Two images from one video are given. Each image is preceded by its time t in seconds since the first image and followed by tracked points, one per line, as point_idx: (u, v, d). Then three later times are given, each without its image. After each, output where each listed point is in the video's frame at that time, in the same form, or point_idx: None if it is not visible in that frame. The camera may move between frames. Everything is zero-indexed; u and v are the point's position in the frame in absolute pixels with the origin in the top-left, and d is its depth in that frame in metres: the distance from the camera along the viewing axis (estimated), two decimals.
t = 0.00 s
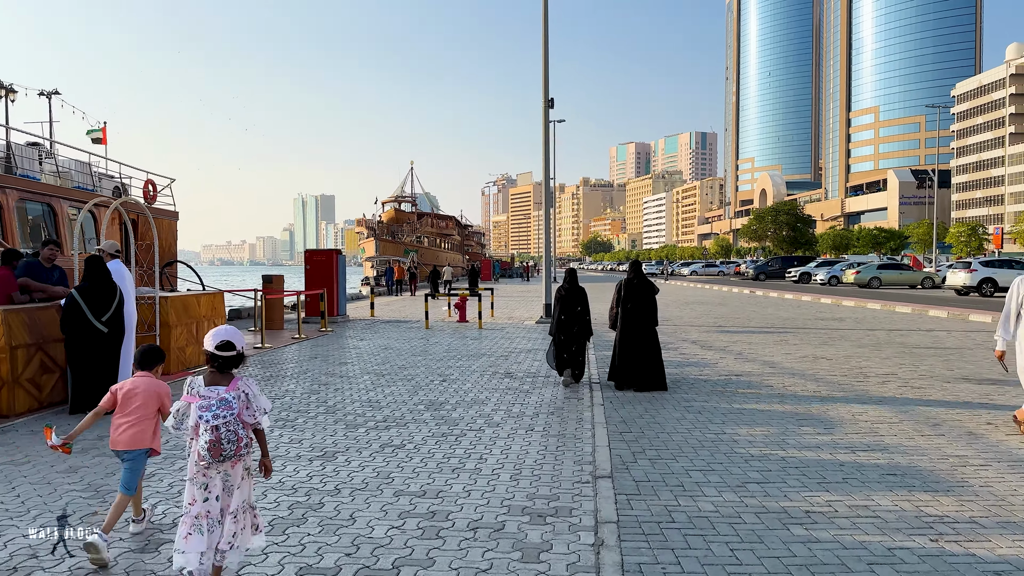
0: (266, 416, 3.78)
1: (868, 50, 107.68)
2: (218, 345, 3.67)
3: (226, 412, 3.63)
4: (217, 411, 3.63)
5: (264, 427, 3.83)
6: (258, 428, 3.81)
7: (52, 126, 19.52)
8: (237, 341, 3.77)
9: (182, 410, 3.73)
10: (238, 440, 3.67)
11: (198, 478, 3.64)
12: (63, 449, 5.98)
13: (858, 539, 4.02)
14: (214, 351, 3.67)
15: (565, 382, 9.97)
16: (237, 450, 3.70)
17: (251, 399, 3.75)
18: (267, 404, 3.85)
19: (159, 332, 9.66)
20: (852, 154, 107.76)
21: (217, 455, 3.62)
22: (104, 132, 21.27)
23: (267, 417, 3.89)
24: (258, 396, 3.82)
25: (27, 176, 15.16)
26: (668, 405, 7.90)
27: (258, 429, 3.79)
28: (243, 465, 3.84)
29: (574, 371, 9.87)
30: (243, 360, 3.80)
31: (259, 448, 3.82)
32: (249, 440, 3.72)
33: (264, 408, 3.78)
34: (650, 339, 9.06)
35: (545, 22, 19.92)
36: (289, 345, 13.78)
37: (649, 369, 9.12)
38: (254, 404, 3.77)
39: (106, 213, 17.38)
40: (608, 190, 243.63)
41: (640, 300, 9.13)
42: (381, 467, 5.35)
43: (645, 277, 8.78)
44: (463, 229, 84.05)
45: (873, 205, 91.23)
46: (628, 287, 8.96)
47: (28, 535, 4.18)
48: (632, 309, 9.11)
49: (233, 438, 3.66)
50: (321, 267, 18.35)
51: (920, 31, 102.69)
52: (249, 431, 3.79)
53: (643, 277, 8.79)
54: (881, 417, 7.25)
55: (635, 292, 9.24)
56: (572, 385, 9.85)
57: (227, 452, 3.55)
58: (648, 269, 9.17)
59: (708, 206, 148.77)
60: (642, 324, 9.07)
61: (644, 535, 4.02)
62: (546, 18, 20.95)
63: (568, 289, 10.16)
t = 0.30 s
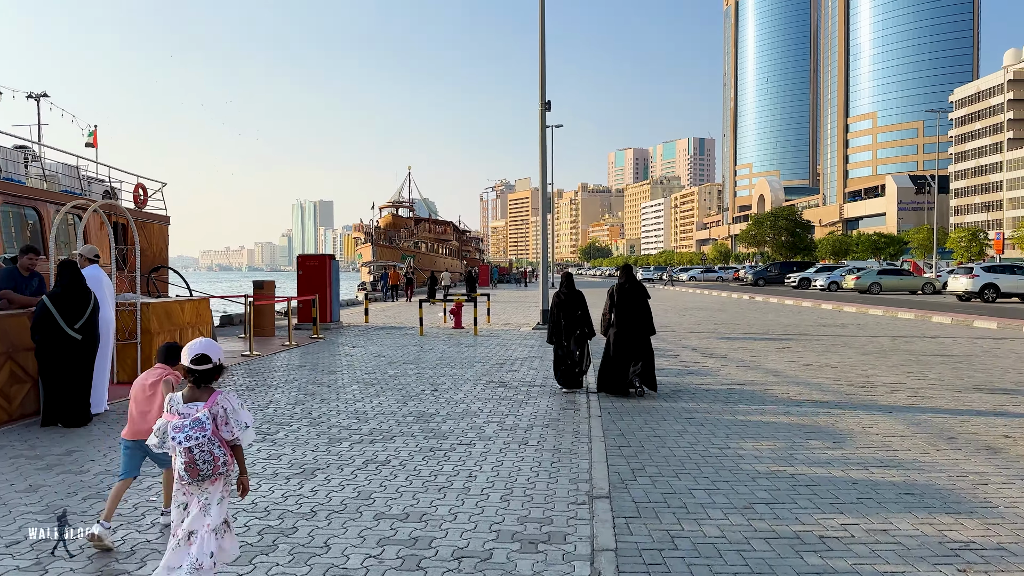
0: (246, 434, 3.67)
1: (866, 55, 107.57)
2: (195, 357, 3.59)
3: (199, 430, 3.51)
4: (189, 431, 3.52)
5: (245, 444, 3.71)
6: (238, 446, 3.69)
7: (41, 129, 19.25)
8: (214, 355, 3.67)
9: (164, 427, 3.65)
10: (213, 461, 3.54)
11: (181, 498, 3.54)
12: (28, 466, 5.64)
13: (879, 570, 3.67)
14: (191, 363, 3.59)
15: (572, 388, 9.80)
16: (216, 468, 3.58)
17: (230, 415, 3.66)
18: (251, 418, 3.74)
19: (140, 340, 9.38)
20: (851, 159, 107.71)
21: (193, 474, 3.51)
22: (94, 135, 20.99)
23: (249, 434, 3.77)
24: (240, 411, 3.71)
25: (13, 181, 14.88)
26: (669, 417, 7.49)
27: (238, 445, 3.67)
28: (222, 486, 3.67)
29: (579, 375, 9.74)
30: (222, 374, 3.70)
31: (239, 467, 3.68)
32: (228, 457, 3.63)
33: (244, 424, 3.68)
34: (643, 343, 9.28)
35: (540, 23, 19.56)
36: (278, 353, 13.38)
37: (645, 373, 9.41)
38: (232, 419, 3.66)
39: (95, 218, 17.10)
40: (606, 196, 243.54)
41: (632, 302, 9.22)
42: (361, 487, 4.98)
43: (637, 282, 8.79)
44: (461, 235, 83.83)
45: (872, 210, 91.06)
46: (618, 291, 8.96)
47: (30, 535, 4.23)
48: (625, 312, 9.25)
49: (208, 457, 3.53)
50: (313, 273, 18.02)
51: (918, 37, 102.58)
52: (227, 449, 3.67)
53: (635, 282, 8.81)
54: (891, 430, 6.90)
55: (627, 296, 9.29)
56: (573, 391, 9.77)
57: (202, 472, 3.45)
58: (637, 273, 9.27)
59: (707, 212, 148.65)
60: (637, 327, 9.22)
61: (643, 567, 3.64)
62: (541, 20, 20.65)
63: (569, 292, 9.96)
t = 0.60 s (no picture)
0: (234, 438, 3.69)
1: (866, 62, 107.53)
2: (185, 361, 3.63)
3: (182, 434, 3.54)
4: (173, 434, 3.55)
5: (234, 448, 3.75)
6: (227, 449, 3.72)
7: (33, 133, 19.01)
8: (206, 358, 3.72)
9: (150, 432, 3.71)
10: (199, 464, 3.58)
11: (166, 501, 3.58)
12: None
13: None
14: (180, 368, 3.63)
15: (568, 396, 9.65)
16: (202, 472, 3.61)
17: (219, 418, 3.68)
18: (241, 422, 3.76)
19: (125, 349, 9.11)
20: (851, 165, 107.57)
21: (179, 478, 3.55)
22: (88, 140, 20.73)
23: (240, 437, 3.81)
24: (231, 413, 3.73)
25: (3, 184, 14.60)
26: (673, 429, 7.14)
27: (227, 449, 3.72)
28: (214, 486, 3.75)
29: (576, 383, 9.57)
30: (213, 379, 3.73)
31: (228, 468, 3.76)
32: (212, 463, 3.64)
33: (233, 427, 3.69)
34: (639, 352, 9.05)
35: (539, 27, 19.32)
36: (268, 361, 13.04)
37: (638, 384, 9.09)
38: (222, 422, 3.68)
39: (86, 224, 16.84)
40: (606, 202, 243.70)
41: (630, 308, 9.08)
42: (342, 512, 4.63)
43: (633, 287, 8.69)
44: (461, 241, 83.59)
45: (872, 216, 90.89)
46: (615, 294, 8.93)
47: (33, 536, 4.36)
48: (622, 317, 9.10)
49: (193, 461, 3.57)
50: (308, 280, 17.73)
51: (918, 44, 102.49)
52: (216, 453, 3.71)
53: (633, 287, 8.77)
54: (906, 445, 6.56)
55: (624, 303, 9.17)
56: (571, 401, 9.52)
57: (187, 477, 3.48)
58: (636, 279, 9.13)
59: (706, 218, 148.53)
60: (632, 334, 9.07)
61: None
62: (541, 23, 20.40)
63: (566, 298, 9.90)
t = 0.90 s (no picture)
0: (225, 446, 3.66)
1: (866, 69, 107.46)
2: (182, 365, 3.59)
3: (174, 440, 3.51)
4: (164, 441, 3.52)
5: (224, 459, 3.73)
6: (217, 459, 3.70)
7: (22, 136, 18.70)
8: (202, 361, 3.67)
9: (140, 437, 3.66)
10: (189, 473, 3.56)
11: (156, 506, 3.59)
12: None
13: None
14: (175, 369, 3.58)
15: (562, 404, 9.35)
16: (192, 480, 3.61)
17: (210, 426, 3.65)
18: (231, 430, 3.73)
19: (103, 357, 8.76)
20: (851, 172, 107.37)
21: (168, 485, 3.55)
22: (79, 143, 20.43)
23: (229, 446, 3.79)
24: (221, 421, 3.69)
25: None
26: (674, 443, 6.77)
27: (216, 458, 3.70)
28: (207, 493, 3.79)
29: (570, 393, 9.27)
30: (208, 383, 3.70)
31: (217, 476, 3.76)
32: (203, 471, 3.64)
33: (224, 438, 3.67)
34: (635, 360, 8.75)
35: (538, 30, 19.03)
36: (255, 370, 12.65)
37: (631, 392, 8.80)
38: (213, 431, 3.64)
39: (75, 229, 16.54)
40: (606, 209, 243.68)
41: (630, 317, 8.79)
42: (318, 537, 4.27)
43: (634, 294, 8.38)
44: (460, 247, 83.20)
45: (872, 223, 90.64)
46: (616, 299, 8.64)
47: (30, 535, 4.40)
48: (622, 325, 8.79)
49: (182, 470, 3.57)
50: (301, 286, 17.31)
51: (918, 51, 102.38)
52: (206, 459, 3.69)
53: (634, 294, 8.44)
54: (923, 460, 6.18)
55: (625, 311, 8.82)
56: (566, 409, 9.22)
57: (174, 485, 3.48)
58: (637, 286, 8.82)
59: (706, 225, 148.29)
60: (632, 343, 8.77)
61: None
62: (540, 26, 20.10)
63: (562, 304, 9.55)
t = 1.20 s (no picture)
0: (196, 470, 3.47)
1: (863, 76, 107.52)
2: (152, 388, 3.44)
3: (143, 464, 3.32)
4: (133, 463, 3.33)
5: (196, 483, 3.52)
6: (187, 482, 3.49)
7: (8, 141, 18.41)
8: (175, 384, 3.54)
9: (106, 463, 3.45)
10: (158, 497, 3.36)
11: (126, 535, 3.39)
12: None
13: None
14: (142, 394, 3.42)
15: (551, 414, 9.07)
16: (161, 506, 3.39)
17: (180, 450, 3.47)
18: (204, 452, 3.54)
19: (79, 368, 8.41)
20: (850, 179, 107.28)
21: (137, 512, 3.33)
22: (68, 148, 20.07)
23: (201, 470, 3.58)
24: (194, 444, 3.52)
25: None
26: (673, 460, 6.42)
27: (189, 483, 3.50)
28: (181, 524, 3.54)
29: (560, 402, 8.99)
30: (181, 406, 3.54)
31: (190, 503, 3.54)
32: (173, 495, 3.43)
33: (195, 460, 3.48)
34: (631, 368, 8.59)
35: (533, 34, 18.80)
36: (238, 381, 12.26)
37: (626, 398, 8.68)
38: (185, 454, 3.46)
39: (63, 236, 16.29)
40: (604, 216, 243.99)
41: (624, 322, 8.66)
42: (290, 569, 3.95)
43: (630, 299, 8.28)
44: (458, 254, 82.97)
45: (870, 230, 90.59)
46: (611, 306, 8.54)
47: (32, 536, 4.59)
48: (616, 333, 8.66)
49: (153, 493, 3.35)
50: (292, 294, 17.00)
51: (916, 58, 102.37)
52: (178, 485, 3.49)
53: (630, 299, 8.27)
54: (934, 480, 5.84)
55: (620, 317, 8.78)
56: (557, 420, 8.94)
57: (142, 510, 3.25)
58: (630, 291, 8.71)
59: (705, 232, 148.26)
60: (628, 350, 8.63)
61: None
62: (534, 31, 19.86)
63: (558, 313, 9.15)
